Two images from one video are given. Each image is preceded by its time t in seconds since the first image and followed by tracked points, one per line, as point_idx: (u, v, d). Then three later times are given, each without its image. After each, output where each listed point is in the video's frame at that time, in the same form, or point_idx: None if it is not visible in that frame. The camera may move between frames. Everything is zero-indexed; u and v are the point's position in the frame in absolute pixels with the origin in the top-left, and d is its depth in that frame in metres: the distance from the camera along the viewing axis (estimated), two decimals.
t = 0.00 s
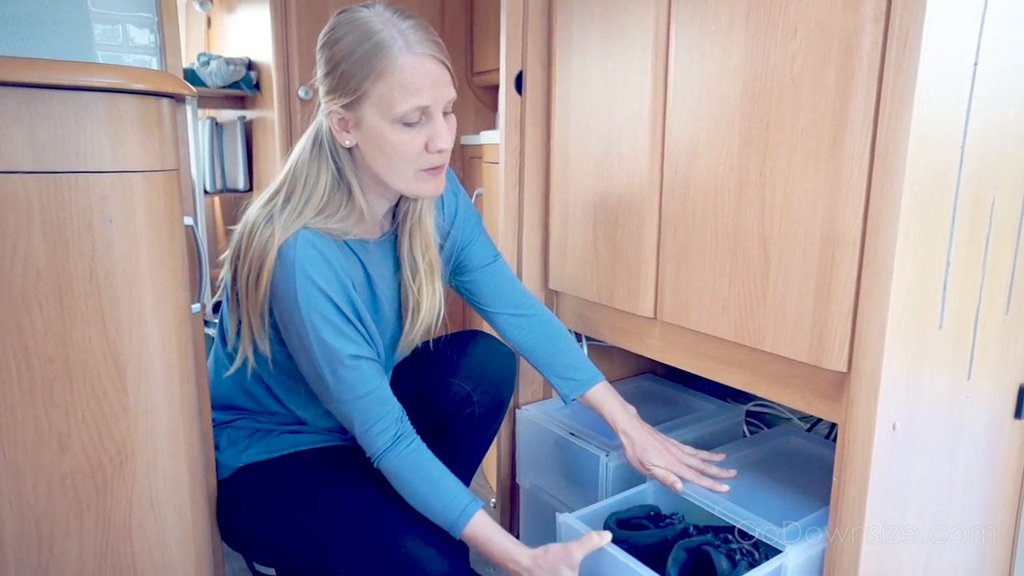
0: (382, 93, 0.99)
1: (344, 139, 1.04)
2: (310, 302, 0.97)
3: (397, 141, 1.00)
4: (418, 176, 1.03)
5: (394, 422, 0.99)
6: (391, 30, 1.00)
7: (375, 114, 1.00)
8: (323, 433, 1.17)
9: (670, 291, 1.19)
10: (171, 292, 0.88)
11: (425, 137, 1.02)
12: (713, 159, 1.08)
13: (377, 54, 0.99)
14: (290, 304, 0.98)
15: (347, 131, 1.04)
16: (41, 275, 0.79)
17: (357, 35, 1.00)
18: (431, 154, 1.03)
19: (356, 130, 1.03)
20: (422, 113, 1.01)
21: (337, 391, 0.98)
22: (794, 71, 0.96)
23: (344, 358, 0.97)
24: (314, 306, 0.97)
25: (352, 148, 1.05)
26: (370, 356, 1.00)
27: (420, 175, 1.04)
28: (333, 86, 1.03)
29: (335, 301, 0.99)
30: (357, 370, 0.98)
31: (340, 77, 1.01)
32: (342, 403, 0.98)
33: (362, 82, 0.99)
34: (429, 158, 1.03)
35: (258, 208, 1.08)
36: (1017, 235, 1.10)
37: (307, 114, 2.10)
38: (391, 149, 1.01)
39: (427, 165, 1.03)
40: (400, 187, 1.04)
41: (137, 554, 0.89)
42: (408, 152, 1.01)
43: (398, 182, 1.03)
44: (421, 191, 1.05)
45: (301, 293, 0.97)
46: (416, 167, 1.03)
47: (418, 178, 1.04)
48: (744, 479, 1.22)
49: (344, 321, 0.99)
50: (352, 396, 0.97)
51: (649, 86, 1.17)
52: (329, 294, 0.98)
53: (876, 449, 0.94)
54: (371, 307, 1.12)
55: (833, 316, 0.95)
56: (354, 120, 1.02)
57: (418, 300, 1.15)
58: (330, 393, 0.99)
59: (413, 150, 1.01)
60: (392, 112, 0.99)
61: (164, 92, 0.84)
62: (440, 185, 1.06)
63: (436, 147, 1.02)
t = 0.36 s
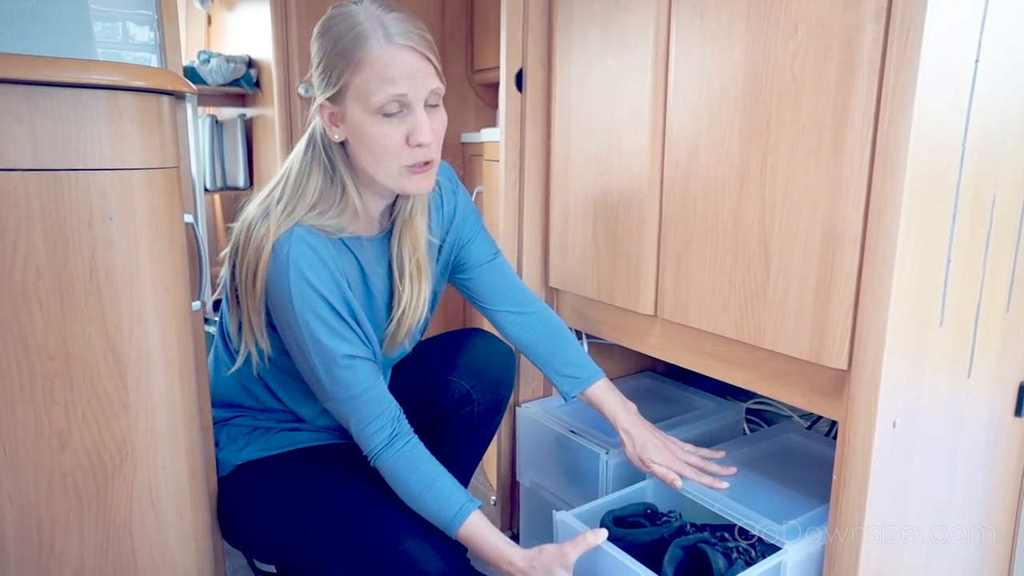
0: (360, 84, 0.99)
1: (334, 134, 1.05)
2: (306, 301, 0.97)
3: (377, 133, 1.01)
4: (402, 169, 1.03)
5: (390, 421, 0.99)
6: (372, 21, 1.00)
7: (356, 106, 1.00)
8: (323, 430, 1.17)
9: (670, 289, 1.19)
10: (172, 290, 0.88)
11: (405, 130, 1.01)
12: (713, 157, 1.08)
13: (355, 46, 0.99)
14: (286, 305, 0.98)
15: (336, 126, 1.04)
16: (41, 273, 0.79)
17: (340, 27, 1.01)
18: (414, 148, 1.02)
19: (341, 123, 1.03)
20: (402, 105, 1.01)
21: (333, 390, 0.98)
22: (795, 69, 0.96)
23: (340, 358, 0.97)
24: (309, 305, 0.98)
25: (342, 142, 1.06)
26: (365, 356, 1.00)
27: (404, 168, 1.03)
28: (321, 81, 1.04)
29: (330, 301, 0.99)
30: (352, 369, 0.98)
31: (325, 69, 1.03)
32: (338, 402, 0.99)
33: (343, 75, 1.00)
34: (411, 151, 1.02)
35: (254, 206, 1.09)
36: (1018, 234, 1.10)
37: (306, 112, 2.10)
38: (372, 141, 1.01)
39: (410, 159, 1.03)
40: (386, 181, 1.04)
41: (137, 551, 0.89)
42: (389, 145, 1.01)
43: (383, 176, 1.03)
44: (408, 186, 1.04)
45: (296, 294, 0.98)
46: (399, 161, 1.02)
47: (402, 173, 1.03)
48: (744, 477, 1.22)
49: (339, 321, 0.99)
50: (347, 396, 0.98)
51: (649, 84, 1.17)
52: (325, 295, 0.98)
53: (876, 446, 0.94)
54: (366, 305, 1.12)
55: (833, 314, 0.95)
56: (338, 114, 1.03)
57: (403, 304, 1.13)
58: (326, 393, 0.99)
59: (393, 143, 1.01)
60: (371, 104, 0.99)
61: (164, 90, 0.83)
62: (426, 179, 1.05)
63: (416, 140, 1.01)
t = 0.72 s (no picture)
0: (363, 88, 0.99)
1: (337, 138, 1.04)
2: (307, 304, 0.98)
3: (379, 137, 1.00)
4: (403, 173, 1.03)
5: (391, 422, 0.99)
6: (376, 25, 1.00)
7: (358, 110, 1.00)
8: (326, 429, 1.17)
9: (671, 288, 1.19)
10: (173, 290, 0.88)
11: (408, 134, 1.01)
12: (714, 157, 1.08)
13: (357, 49, 0.99)
14: (287, 308, 0.99)
15: (340, 129, 1.04)
16: (43, 273, 0.79)
17: (343, 31, 1.01)
18: (416, 153, 1.02)
19: (342, 126, 1.03)
20: (405, 109, 1.01)
21: (335, 393, 0.98)
22: (795, 67, 0.96)
23: (341, 360, 0.98)
24: (311, 308, 0.98)
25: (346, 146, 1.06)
26: (366, 358, 1.00)
27: (404, 172, 1.03)
28: (324, 84, 1.04)
29: (331, 304, 0.99)
30: (354, 372, 0.98)
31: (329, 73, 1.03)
32: (339, 404, 0.99)
33: (345, 79, 1.00)
34: (414, 155, 1.02)
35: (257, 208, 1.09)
36: (1019, 232, 1.09)
37: (307, 111, 2.10)
38: (373, 145, 1.01)
39: (412, 163, 1.02)
40: (386, 185, 1.04)
41: (139, 551, 0.89)
42: (392, 149, 1.01)
43: (383, 180, 1.03)
44: (411, 190, 1.04)
45: (297, 297, 0.98)
46: (401, 165, 1.02)
47: (405, 177, 1.03)
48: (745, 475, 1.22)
49: (341, 324, 0.99)
50: (348, 398, 0.98)
51: (650, 83, 1.17)
52: (326, 297, 0.99)
53: (877, 445, 0.94)
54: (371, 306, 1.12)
55: (834, 313, 0.95)
56: (341, 117, 1.03)
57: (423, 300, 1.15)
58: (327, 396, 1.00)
59: (395, 147, 1.01)
60: (373, 107, 0.99)
61: (164, 90, 0.84)
62: (429, 183, 1.05)
63: (419, 145, 1.01)
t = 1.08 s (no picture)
0: (410, 109, 0.98)
1: (369, 154, 1.04)
2: (328, 312, 0.97)
3: (424, 156, 1.00)
4: (446, 187, 1.03)
5: (408, 425, 1.00)
6: (416, 45, 0.99)
7: (403, 129, 0.99)
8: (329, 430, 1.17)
9: (672, 286, 1.19)
10: (175, 289, 0.88)
11: (452, 152, 1.01)
12: (715, 156, 1.08)
13: (404, 70, 0.98)
14: (307, 317, 0.98)
15: (373, 145, 1.03)
16: (44, 273, 0.79)
17: (382, 51, 0.99)
18: (459, 167, 1.02)
19: (383, 146, 1.02)
20: (450, 128, 1.01)
21: (351, 401, 0.98)
22: (796, 67, 0.96)
23: (360, 368, 0.98)
24: (331, 316, 0.97)
25: (377, 162, 1.05)
26: (381, 365, 1.00)
27: (448, 187, 1.03)
28: (359, 101, 1.02)
29: (349, 311, 0.99)
30: (372, 380, 0.98)
31: (365, 93, 1.01)
32: (356, 411, 0.99)
33: (388, 99, 0.99)
34: (457, 171, 1.03)
35: (274, 216, 1.07)
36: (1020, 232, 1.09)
37: (307, 111, 2.10)
38: (419, 164, 1.01)
39: (453, 178, 1.03)
40: (426, 199, 1.04)
41: (141, 550, 0.89)
42: (436, 167, 1.01)
43: (426, 196, 1.03)
44: (448, 203, 1.05)
45: (318, 305, 0.97)
46: (444, 180, 1.02)
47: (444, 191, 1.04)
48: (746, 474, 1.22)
49: (358, 331, 0.99)
50: (366, 406, 0.98)
51: (650, 82, 1.17)
52: (346, 305, 0.98)
53: (878, 444, 0.94)
54: (387, 312, 1.12)
55: (835, 312, 0.95)
56: (380, 135, 1.02)
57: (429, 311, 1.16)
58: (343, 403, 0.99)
59: (440, 164, 1.01)
60: (421, 128, 0.99)
61: (165, 89, 0.84)
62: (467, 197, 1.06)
63: (464, 160, 1.02)
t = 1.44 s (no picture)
0: (429, 120, 0.98)
1: (387, 162, 1.03)
2: (343, 318, 0.97)
3: (442, 166, 1.00)
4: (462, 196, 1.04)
5: (419, 430, 1.01)
6: (437, 55, 0.98)
7: (422, 140, 0.99)
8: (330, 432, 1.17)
9: (672, 286, 1.19)
10: (175, 290, 0.88)
11: (470, 162, 1.01)
12: (715, 155, 1.08)
13: (425, 81, 0.97)
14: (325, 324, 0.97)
15: (391, 154, 1.03)
16: (44, 274, 0.79)
17: (403, 61, 0.98)
18: (475, 177, 1.02)
19: (401, 154, 1.02)
20: (468, 139, 1.00)
21: (363, 406, 0.98)
22: (796, 65, 0.96)
23: (373, 374, 0.97)
24: (346, 322, 0.97)
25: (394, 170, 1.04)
26: (394, 369, 1.00)
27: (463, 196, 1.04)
28: (378, 109, 1.01)
29: (364, 317, 0.98)
30: (386, 386, 0.98)
31: (385, 102, 1.00)
32: (368, 417, 0.99)
33: (409, 109, 0.98)
34: (473, 181, 1.03)
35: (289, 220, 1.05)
36: (1019, 230, 1.09)
37: (308, 111, 2.10)
38: (436, 174, 1.00)
39: (468, 187, 1.03)
40: (440, 209, 1.04)
41: (143, 551, 0.89)
42: (453, 176, 1.01)
43: (441, 204, 1.03)
44: (460, 212, 1.05)
45: (337, 313, 0.96)
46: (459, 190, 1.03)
47: (458, 200, 1.04)
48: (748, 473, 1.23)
49: (372, 336, 0.99)
50: (380, 411, 0.98)
51: (650, 81, 1.17)
52: (361, 311, 0.98)
53: (879, 442, 0.94)
54: (402, 318, 1.12)
55: (835, 310, 0.95)
56: (398, 144, 1.01)
57: (452, 312, 1.18)
58: (354, 409, 0.99)
59: (458, 173, 1.01)
60: (440, 139, 0.98)
61: (165, 90, 0.83)
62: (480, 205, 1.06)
63: (481, 170, 1.02)
